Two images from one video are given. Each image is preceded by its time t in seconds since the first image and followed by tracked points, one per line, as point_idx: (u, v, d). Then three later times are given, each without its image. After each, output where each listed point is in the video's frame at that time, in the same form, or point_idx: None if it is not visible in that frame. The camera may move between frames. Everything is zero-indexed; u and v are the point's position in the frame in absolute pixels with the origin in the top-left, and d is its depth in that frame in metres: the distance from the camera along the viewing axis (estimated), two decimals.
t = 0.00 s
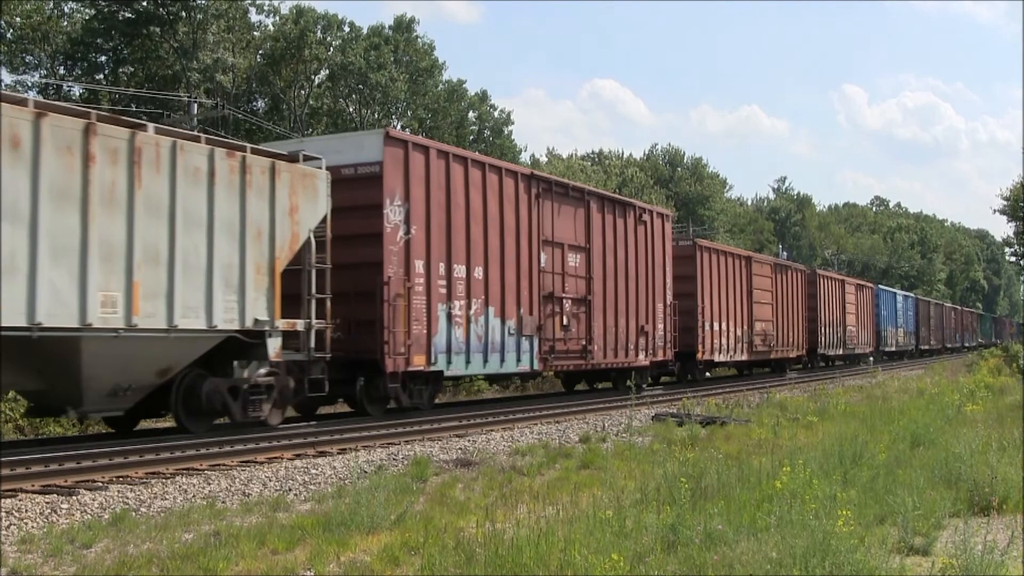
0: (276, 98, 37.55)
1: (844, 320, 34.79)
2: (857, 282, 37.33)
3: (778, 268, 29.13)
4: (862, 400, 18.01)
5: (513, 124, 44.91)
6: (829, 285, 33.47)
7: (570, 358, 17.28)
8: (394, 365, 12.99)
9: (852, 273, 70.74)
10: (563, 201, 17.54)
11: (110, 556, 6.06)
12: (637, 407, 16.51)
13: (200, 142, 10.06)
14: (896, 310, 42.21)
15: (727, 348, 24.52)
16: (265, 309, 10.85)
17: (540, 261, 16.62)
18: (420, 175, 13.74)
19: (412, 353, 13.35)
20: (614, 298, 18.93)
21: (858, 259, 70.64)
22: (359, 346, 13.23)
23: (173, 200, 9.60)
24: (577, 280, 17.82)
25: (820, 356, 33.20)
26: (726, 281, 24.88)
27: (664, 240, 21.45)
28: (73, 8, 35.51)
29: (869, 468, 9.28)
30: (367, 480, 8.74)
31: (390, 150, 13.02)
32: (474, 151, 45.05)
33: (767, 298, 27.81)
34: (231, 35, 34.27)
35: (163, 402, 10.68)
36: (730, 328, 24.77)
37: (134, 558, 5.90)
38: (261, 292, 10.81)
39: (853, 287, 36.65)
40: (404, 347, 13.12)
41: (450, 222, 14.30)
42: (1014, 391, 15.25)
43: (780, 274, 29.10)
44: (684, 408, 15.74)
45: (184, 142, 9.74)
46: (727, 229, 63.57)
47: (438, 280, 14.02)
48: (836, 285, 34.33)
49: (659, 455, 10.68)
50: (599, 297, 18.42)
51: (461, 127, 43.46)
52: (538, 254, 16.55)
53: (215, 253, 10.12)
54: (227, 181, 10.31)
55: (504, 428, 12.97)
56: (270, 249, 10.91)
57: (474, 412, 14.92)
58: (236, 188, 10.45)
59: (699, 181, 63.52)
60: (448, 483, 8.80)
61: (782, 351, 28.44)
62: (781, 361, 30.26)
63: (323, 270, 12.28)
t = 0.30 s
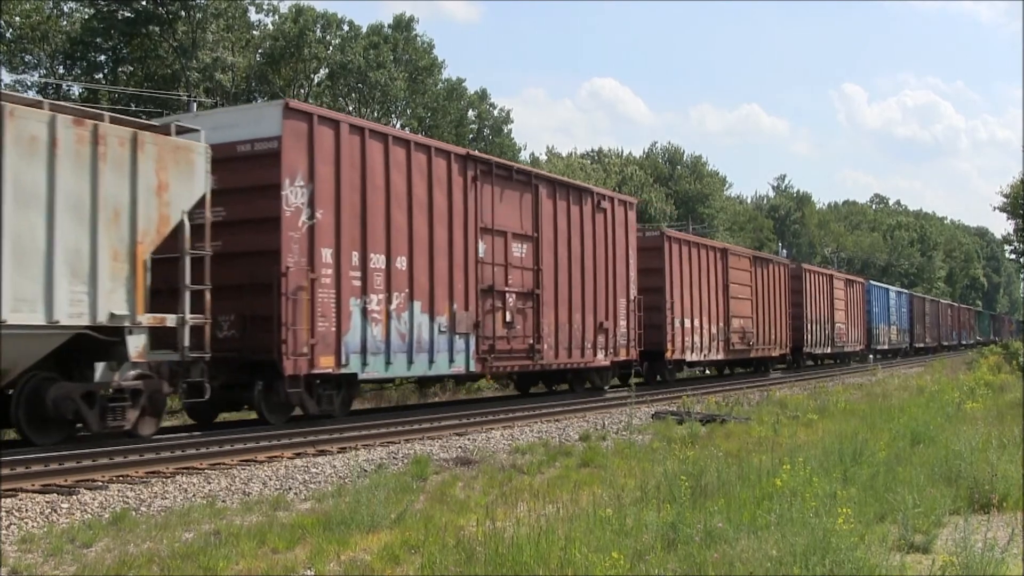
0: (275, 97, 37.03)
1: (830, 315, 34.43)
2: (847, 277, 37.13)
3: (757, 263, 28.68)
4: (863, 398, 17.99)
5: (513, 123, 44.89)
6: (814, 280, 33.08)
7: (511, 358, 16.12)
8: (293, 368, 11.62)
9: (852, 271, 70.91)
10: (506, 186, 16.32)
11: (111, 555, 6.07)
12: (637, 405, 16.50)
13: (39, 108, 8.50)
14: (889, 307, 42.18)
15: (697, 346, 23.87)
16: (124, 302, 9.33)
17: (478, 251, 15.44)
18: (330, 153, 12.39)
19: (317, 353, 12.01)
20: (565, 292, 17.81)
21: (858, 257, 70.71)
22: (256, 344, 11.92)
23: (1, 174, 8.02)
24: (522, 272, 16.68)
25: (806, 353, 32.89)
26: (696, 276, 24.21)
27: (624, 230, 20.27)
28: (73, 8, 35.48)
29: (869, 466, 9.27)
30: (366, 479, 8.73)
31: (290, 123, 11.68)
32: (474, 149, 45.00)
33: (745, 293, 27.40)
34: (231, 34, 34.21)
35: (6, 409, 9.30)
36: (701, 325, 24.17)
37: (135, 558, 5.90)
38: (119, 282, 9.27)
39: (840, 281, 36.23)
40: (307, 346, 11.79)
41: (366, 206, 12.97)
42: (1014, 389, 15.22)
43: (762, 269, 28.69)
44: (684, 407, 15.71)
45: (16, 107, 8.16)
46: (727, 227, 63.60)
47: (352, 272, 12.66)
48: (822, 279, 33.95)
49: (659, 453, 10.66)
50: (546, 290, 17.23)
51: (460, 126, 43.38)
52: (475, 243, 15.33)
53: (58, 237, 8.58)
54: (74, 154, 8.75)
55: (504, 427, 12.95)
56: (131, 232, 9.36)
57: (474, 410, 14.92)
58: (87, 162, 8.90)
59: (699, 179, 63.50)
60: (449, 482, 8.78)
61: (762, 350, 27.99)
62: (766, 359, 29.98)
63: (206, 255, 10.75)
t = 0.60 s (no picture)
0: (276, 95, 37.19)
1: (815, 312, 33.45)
2: (835, 274, 36.50)
3: (738, 257, 27.05)
4: (863, 396, 17.99)
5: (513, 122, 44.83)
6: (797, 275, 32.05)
7: (443, 359, 14.35)
8: (163, 371, 9.86)
9: (852, 270, 70.94)
10: (438, 169, 14.52)
11: (112, 554, 6.06)
12: (638, 404, 16.49)
13: None
14: (883, 305, 41.90)
15: (668, 345, 22.19)
16: None
17: (402, 240, 13.59)
18: (216, 125, 10.64)
19: (198, 354, 10.26)
20: (509, 286, 16.06)
21: (859, 256, 70.69)
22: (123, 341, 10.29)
23: None
24: (458, 264, 14.90)
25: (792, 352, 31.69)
26: (667, 270, 22.57)
27: (580, 220, 18.53)
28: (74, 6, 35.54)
29: (870, 465, 9.26)
30: (367, 478, 8.74)
31: (165, 89, 9.97)
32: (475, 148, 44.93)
33: (724, 289, 25.93)
34: (233, 33, 34.18)
35: None
36: (672, 322, 22.52)
37: (136, 556, 5.90)
38: None
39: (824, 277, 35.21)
40: (183, 346, 10.03)
41: (261, 186, 11.19)
42: (1015, 387, 15.19)
43: (743, 263, 27.31)
44: (684, 405, 15.71)
45: None
46: (728, 226, 63.58)
47: (242, 261, 10.88)
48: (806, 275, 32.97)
49: (660, 451, 10.68)
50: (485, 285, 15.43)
51: (461, 124, 43.32)
52: (399, 230, 13.51)
53: None
54: None
55: (505, 426, 12.95)
56: None
57: (474, 409, 14.91)
58: None
59: (700, 178, 63.41)
60: (450, 480, 8.78)
61: (743, 349, 26.45)
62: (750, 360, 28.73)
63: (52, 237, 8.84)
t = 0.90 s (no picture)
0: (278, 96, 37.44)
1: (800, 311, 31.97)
2: (824, 272, 35.39)
3: (713, 250, 25.29)
4: (865, 397, 17.99)
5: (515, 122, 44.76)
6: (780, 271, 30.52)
7: (362, 362, 12.34)
8: None
9: (854, 270, 70.95)
10: (354, 147, 12.46)
11: (114, 554, 6.07)
12: (640, 405, 16.52)
13: None
14: (877, 305, 41.30)
15: (632, 347, 20.45)
16: None
17: (306, 226, 11.50)
18: (64, 87, 8.68)
19: (38, 358, 8.33)
20: (441, 281, 14.05)
21: (861, 256, 70.70)
22: None
23: None
24: (380, 256, 12.82)
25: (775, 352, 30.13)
26: (632, 265, 20.84)
27: (529, 210, 16.61)
28: (76, 7, 35.64)
29: (872, 466, 9.24)
30: (369, 479, 8.74)
31: None
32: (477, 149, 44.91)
33: (699, 285, 24.20)
34: (234, 33, 34.43)
35: None
36: (637, 322, 20.79)
37: (137, 557, 5.90)
38: None
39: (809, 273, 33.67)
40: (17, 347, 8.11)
41: (123, 159, 9.17)
42: (1017, 387, 15.16)
43: (720, 258, 25.62)
44: (686, 406, 15.70)
45: None
46: (729, 227, 63.58)
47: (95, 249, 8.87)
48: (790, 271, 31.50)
49: (662, 452, 10.68)
50: (411, 279, 13.35)
51: (463, 125, 43.41)
52: (303, 215, 11.44)
53: None
54: None
55: (507, 426, 12.95)
56: None
57: (475, 409, 14.96)
58: None
59: (702, 178, 63.40)
60: (452, 481, 8.79)
61: (719, 350, 24.81)
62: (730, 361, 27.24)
63: None
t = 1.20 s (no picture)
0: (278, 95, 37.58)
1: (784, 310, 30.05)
2: (811, 268, 33.61)
3: (685, 243, 23.33)
4: (865, 397, 18.00)
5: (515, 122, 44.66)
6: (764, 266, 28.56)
7: (254, 363, 10.47)
8: None
9: (854, 270, 70.98)
10: (246, 119, 10.56)
11: (113, 553, 6.07)
12: (640, 404, 16.54)
13: None
14: (869, 303, 39.94)
15: (589, 347, 18.54)
16: None
17: (180, 207, 9.59)
18: None
19: None
20: (356, 273, 12.14)
21: (861, 256, 70.64)
22: None
23: None
24: (279, 243, 10.91)
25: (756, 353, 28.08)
26: (591, 257, 18.95)
27: (463, 195, 14.65)
28: (76, 5, 35.71)
29: (872, 466, 9.26)
30: (369, 478, 8.75)
31: None
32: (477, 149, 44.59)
33: (669, 281, 22.26)
34: (234, 32, 34.51)
35: None
36: (596, 320, 18.89)
37: (137, 556, 5.91)
38: None
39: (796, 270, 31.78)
40: None
41: None
42: (1017, 387, 15.14)
43: (693, 252, 23.63)
44: (687, 406, 15.70)
45: None
46: (730, 226, 63.57)
47: None
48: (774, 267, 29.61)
49: (662, 451, 10.68)
50: (315, 271, 11.38)
51: (464, 124, 43.18)
52: (176, 196, 9.55)
53: None
54: None
55: (507, 426, 12.96)
56: None
57: (475, 409, 14.97)
58: None
59: (702, 178, 63.41)
60: (451, 480, 8.81)
61: (690, 352, 22.89)
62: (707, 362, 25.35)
63: None
